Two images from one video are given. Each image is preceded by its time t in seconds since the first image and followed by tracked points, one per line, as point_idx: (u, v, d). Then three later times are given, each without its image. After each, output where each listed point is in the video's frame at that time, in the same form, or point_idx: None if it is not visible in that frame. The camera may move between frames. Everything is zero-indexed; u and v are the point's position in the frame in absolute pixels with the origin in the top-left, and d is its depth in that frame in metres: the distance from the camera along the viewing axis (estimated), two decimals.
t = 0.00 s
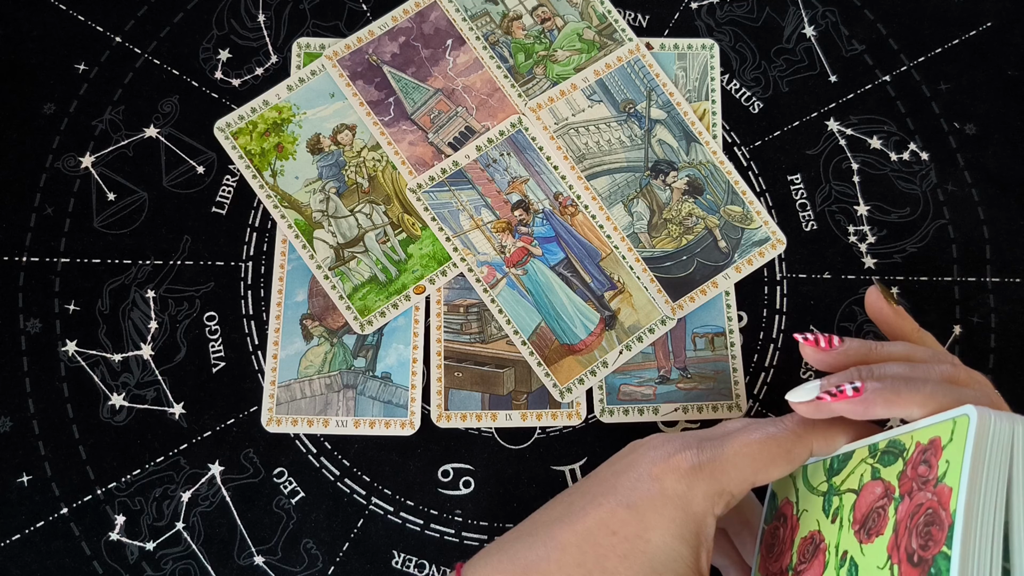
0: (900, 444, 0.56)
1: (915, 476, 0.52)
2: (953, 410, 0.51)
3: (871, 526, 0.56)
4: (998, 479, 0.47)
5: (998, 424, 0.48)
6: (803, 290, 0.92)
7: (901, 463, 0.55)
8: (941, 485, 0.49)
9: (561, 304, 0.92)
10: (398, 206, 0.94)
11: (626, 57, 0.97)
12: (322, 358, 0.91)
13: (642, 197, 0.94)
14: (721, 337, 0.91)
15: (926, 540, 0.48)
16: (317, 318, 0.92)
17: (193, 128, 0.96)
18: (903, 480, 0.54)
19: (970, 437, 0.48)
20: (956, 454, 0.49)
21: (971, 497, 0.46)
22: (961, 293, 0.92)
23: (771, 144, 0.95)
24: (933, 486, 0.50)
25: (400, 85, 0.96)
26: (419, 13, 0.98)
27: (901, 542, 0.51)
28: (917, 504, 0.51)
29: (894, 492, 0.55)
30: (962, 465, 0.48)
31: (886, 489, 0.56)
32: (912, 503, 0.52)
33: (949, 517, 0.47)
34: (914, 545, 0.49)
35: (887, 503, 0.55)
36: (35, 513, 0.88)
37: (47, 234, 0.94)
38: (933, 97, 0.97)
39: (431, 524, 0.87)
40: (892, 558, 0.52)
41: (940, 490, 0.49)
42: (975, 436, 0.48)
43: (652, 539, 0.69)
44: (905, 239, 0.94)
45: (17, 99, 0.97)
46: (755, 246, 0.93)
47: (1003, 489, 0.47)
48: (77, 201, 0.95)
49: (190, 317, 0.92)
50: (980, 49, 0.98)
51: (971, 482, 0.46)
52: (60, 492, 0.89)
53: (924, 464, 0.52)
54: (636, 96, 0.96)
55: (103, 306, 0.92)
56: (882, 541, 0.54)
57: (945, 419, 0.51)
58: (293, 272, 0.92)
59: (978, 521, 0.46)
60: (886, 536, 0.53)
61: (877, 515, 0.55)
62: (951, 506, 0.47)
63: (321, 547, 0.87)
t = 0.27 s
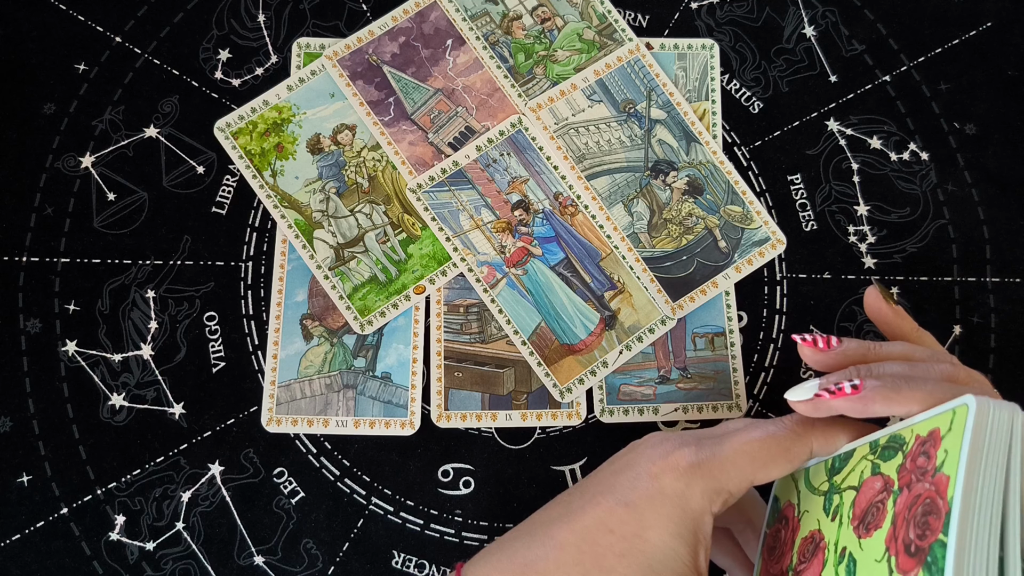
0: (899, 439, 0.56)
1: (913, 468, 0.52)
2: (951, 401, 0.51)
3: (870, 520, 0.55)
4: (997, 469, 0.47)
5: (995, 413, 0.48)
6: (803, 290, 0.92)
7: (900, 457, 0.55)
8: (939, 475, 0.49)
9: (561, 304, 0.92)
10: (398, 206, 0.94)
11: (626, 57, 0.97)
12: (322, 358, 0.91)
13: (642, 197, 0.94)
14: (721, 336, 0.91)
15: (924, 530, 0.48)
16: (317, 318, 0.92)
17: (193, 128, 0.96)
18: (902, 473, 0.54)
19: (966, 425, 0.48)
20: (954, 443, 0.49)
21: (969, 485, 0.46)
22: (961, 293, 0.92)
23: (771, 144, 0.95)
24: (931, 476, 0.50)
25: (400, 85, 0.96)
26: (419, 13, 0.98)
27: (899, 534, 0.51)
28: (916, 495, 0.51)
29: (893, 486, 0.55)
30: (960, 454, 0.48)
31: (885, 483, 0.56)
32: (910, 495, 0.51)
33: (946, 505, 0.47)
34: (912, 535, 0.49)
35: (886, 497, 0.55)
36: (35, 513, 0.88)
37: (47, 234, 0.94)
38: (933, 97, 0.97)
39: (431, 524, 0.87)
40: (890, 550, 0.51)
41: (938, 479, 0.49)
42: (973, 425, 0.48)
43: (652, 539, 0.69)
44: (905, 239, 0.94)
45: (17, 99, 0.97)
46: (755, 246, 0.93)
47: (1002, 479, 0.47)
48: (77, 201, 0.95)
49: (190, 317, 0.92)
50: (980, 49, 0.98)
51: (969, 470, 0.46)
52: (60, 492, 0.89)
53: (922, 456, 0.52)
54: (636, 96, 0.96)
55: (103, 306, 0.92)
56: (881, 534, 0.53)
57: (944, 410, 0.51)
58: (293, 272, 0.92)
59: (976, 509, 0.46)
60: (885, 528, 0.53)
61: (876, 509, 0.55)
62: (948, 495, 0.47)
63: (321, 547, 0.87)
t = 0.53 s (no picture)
0: (900, 453, 0.56)
1: (914, 488, 0.52)
2: (952, 422, 0.50)
3: (871, 534, 0.56)
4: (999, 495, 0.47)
5: (996, 436, 0.48)
6: (803, 290, 0.92)
7: (900, 472, 0.55)
8: (940, 500, 0.49)
9: (561, 304, 0.92)
10: (398, 206, 0.94)
11: (626, 57, 0.97)
12: (322, 358, 0.91)
13: (642, 197, 0.94)
14: (721, 336, 0.91)
15: (924, 555, 0.48)
16: (317, 318, 0.91)
17: (193, 128, 0.96)
18: (902, 489, 0.54)
19: (967, 451, 0.48)
20: (955, 468, 0.49)
21: (971, 514, 0.46)
22: (961, 293, 0.92)
23: (771, 144, 0.95)
24: (932, 500, 0.50)
25: (400, 85, 0.96)
26: (419, 13, 0.98)
27: (900, 554, 0.51)
28: (916, 516, 0.51)
29: (892, 501, 0.55)
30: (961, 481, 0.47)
31: (885, 497, 0.56)
32: (910, 515, 0.52)
33: (948, 533, 0.47)
34: (912, 558, 0.49)
35: (886, 512, 0.55)
36: (35, 513, 0.88)
37: (47, 234, 0.94)
38: (933, 97, 0.97)
39: (431, 524, 0.87)
40: (890, 569, 0.52)
41: (939, 505, 0.49)
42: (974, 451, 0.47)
43: (651, 539, 0.69)
44: (904, 239, 0.94)
45: (17, 99, 0.97)
46: (755, 246, 0.93)
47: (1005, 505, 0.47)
48: (76, 201, 0.95)
49: (190, 317, 0.92)
50: (980, 49, 0.98)
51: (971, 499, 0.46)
52: (60, 492, 0.89)
53: (923, 477, 0.52)
54: (636, 96, 0.96)
55: (103, 306, 0.92)
56: (881, 550, 0.54)
57: (944, 431, 0.51)
58: (293, 272, 0.92)
59: (978, 538, 0.46)
60: (885, 545, 0.53)
61: (876, 523, 0.56)
62: (950, 523, 0.47)
63: (321, 547, 0.87)
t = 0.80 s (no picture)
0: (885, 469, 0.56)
1: (892, 511, 0.52)
2: (931, 452, 0.48)
3: (850, 547, 0.56)
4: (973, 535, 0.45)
5: (974, 474, 0.46)
6: (803, 290, 0.92)
7: (883, 489, 0.55)
8: (910, 532, 0.48)
9: (561, 305, 0.92)
10: (398, 206, 0.94)
11: (626, 57, 0.97)
12: (322, 358, 0.91)
13: (642, 197, 0.94)
14: (721, 336, 0.91)
15: None
16: (317, 318, 0.92)
17: (193, 128, 0.96)
18: (882, 508, 0.54)
19: (941, 489, 0.46)
20: (927, 502, 0.47)
21: (936, 553, 0.45)
22: (961, 293, 0.92)
23: (771, 144, 0.95)
24: (904, 530, 0.49)
25: (400, 85, 0.96)
26: (419, 13, 0.98)
27: None
28: (889, 542, 0.50)
29: (873, 519, 0.55)
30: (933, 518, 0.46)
31: (867, 512, 0.56)
32: (885, 539, 0.51)
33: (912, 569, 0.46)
34: None
35: (866, 528, 0.55)
36: (35, 513, 0.88)
37: (47, 234, 0.94)
38: (933, 98, 0.97)
39: (431, 525, 0.87)
40: None
41: (908, 536, 0.48)
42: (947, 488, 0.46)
43: (650, 538, 0.69)
44: (904, 239, 0.94)
45: (17, 99, 0.97)
46: (755, 246, 0.93)
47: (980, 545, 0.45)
48: (77, 201, 0.95)
49: (190, 317, 0.92)
50: (980, 48, 0.98)
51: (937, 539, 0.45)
52: (60, 492, 0.89)
53: (900, 502, 0.51)
54: (636, 96, 0.96)
55: (103, 306, 0.92)
56: (858, 565, 0.54)
57: (924, 459, 0.49)
58: (293, 272, 0.92)
59: None
60: (862, 562, 0.54)
61: (855, 537, 0.56)
62: (916, 559, 0.46)
63: (321, 547, 0.87)
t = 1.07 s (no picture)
0: (873, 458, 0.55)
1: (879, 502, 0.52)
2: (915, 443, 0.49)
3: (840, 536, 0.56)
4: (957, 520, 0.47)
5: (957, 463, 0.47)
6: (803, 290, 0.92)
7: (870, 479, 0.55)
8: (897, 522, 0.49)
9: (561, 305, 0.92)
10: (398, 206, 0.94)
11: (626, 57, 0.97)
12: (322, 358, 0.91)
13: (642, 197, 0.94)
14: (721, 336, 0.91)
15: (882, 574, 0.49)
16: (317, 318, 0.92)
17: (193, 128, 0.96)
18: (870, 498, 0.54)
19: (927, 480, 0.47)
20: (913, 493, 0.48)
21: (923, 542, 0.46)
22: (961, 293, 0.92)
23: (771, 144, 0.95)
24: (891, 520, 0.50)
25: (400, 85, 0.96)
26: (419, 13, 0.98)
27: (862, 565, 0.52)
28: (876, 533, 0.51)
29: (861, 509, 0.55)
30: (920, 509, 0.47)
31: (856, 502, 0.56)
32: (873, 530, 0.52)
33: (901, 560, 0.47)
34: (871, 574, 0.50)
35: (855, 518, 0.55)
36: (35, 513, 0.88)
37: (47, 234, 0.94)
38: (933, 97, 0.97)
39: (431, 524, 0.87)
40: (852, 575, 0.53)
41: (896, 527, 0.49)
42: (933, 480, 0.46)
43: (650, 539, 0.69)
44: (905, 239, 0.94)
45: (17, 99, 0.97)
46: (755, 246, 0.93)
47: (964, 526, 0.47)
48: (77, 201, 0.95)
49: (190, 317, 0.92)
50: (979, 48, 0.98)
51: (924, 529, 0.46)
52: (60, 492, 0.89)
53: (886, 492, 0.51)
54: (636, 96, 0.96)
55: (103, 306, 0.92)
56: (847, 555, 0.55)
57: (908, 450, 0.50)
58: (293, 272, 0.92)
59: (928, 561, 0.47)
60: (850, 551, 0.54)
61: (844, 527, 0.56)
62: (904, 549, 0.47)
63: (321, 547, 0.87)
